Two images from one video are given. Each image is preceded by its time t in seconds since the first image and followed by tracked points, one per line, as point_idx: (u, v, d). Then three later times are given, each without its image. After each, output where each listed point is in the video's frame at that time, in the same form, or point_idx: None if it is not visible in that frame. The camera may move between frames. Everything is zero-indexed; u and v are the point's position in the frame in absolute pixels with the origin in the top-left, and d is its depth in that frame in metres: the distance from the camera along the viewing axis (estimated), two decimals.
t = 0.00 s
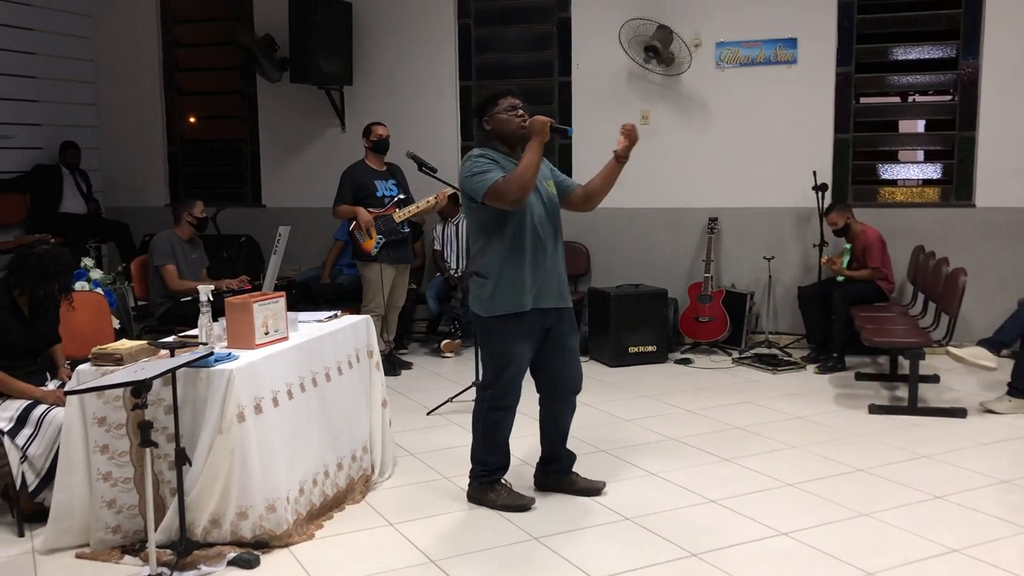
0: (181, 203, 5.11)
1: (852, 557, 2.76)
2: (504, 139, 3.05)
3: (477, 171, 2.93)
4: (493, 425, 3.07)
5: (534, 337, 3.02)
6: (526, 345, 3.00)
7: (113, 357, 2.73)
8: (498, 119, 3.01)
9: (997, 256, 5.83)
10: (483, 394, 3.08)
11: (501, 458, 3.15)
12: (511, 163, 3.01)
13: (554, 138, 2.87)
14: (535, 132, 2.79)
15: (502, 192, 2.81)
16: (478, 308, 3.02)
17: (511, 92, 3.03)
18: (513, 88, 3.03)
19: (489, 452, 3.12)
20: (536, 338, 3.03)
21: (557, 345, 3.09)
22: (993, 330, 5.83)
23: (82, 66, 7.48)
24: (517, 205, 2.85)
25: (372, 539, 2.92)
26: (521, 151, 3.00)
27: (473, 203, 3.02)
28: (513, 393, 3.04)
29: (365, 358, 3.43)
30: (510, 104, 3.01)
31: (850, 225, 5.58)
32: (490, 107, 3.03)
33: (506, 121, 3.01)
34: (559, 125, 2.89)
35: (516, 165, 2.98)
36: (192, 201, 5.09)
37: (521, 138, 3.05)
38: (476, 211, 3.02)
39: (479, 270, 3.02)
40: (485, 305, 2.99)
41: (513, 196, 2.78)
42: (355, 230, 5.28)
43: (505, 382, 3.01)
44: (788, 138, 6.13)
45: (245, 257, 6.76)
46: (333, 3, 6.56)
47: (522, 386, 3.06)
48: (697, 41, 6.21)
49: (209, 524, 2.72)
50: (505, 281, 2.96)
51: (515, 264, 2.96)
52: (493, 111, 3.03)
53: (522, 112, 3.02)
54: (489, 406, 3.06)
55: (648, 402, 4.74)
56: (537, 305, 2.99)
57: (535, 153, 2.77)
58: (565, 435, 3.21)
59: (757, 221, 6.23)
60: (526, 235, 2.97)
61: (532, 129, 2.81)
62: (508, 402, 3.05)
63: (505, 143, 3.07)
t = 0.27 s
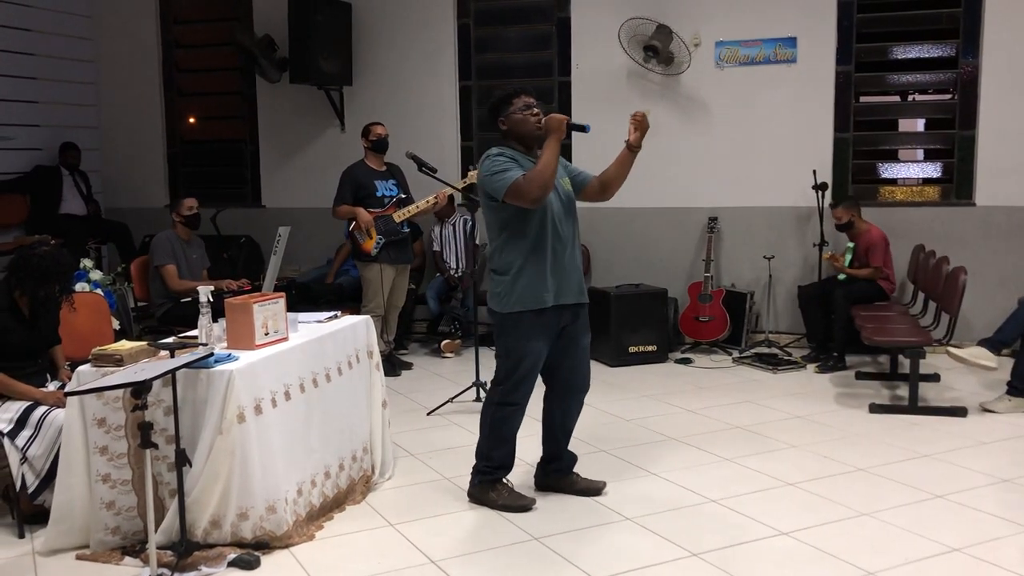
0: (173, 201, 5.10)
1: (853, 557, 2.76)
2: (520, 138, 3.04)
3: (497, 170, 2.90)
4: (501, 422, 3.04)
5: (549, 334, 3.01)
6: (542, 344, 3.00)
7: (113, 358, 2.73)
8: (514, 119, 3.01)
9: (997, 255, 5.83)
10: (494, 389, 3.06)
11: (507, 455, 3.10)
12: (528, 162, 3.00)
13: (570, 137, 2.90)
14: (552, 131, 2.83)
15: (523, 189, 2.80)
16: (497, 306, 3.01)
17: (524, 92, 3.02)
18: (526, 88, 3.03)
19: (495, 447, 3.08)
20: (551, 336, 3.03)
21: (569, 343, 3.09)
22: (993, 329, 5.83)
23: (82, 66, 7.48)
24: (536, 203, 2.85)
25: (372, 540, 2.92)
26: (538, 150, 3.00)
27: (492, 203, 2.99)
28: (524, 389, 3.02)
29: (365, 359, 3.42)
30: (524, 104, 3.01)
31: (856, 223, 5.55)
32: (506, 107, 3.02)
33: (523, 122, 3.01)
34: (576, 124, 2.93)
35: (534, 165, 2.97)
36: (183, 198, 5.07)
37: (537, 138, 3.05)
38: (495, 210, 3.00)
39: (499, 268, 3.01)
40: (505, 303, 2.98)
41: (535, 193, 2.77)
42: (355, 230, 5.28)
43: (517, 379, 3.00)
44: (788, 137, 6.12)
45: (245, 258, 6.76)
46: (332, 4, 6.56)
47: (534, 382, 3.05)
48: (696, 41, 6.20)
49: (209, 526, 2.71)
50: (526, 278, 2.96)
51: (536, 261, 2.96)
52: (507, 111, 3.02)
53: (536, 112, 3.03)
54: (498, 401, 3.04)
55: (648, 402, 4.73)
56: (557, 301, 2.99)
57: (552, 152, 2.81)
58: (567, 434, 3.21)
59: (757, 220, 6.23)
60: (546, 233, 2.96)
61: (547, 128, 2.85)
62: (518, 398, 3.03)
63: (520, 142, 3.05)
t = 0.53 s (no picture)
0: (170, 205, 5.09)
1: (851, 555, 2.76)
2: (533, 134, 3.03)
3: (509, 163, 2.89)
4: (506, 416, 3.04)
5: (557, 329, 3.00)
6: (549, 339, 2.99)
7: (109, 359, 2.73)
8: (525, 116, 2.99)
9: (994, 252, 5.83)
10: (500, 383, 3.07)
11: (509, 449, 3.10)
12: (540, 156, 2.98)
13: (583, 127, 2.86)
14: (562, 123, 2.80)
15: (535, 179, 2.76)
16: (506, 299, 3.01)
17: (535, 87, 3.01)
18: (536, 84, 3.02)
19: (498, 442, 3.08)
20: (558, 332, 3.01)
21: (576, 339, 3.08)
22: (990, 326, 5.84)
23: (78, 67, 7.47)
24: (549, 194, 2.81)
25: (368, 539, 2.92)
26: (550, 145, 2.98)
27: (505, 197, 2.97)
28: (530, 384, 3.02)
29: (362, 359, 3.42)
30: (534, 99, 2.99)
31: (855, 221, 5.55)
32: (516, 105, 3.01)
33: (534, 118, 2.99)
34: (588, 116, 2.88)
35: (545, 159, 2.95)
36: (179, 201, 5.06)
37: (549, 133, 3.02)
38: (507, 204, 2.98)
39: (509, 262, 3.00)
40: (514, 297, 2.98)
41: (546, 182, 2.74)
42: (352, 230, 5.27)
43: (522, 374, 3.00)
44: (784, 135, 6.12)
45: (242, 258, 6.75)
46: (328, 3, 6.55)
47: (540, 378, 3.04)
48: (692, 39, 6.19)
49: (206, 526, 2.71)
50: (535, 273, 2.95)
51: (546, 257, 2.95)
52: (519, 107, 3.01)
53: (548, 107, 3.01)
54: (504, 395, 3.04)
55: (646, 401, 4.73)
56: (563, 297, 2.98)
57: (564, 143, 2.78)
58: (564, 433, 3.21)
59: (754, 218, 6.24)
60: (557, 228, 2.93)
61: (558, 120, 2.81)
62: (523, 393, 3.03)
63: (533, 138, 3.04)
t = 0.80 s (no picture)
0: (165, 204, 5.07)
1: (847, 552, 2.76)
2: (534, 130, 3.02)
3: (509, 159, 2.89)
4: (515, 413, 3.03)
5: (559, 323, 3.00)
6: (553, 334, 2.99)
7: (104, 358, 2.72)
8: (526, 112, 2.99)
9: (990, 250, 5.84)
10: (506, 381, 3.05)
11: (515, 447, 3.10)
12: (540, 153, 2.98)
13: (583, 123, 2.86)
14: (563, 119, 2.80)
15: (534, 174, 2.76)
16: (507, 294, 3.00)
17: (536, 83, 3.01)
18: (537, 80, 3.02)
19: (503, 439, 3.08)
20: (560, 327, 3.01)
21: (577, 333, 3.08)
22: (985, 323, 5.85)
23: (73, 65, 7.45)
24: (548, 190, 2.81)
25: (365, 538, 2.92)
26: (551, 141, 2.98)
27: (505, 192, 2.97)
28: (538, 380, 3.00)
29: (358, 357, 3.41)
30: (535, 95, 2.99)
31: (849, 219, 5.55)
32: (517, 101, 3.00)
33: (535, 114, 2.98)
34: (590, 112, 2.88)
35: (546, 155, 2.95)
36: (175, 200, 5.05)
37: (551, 130, 3.02)
38: (507, 199, 2.98)
39: (510, 257, 2.99)
40: (514, 292, 2.98)
41: (546, 177, 2.74)
42: (348, 228, 5.26)
43: (530, 371, 2.98)
44: (779, 132, 6.13)
45: (237, 257, 6.74)
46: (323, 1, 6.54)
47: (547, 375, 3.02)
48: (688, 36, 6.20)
49: (202, 525, 2.70)
50: (536, 269, 2.95)
51: (545, 252, 2.94)
52: (520, 102, 3.01)
53: (548, 103, 3.00)
54: (511, 393, 3.02)
55: (643, 399, 4.73)
56: (562, 292, 2.97)
57: (564, 138, 2.78)
58: (561, 431, 3.21)
59: (750, 216, 6.24)
60: (557, 224, 2.92)
61: (559, 116, 2.81)
62: (530, 390, 3.01)
63: (534, 134, 3.03)
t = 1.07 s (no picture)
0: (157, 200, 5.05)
1: (841, 549, 2.77)
2: (530, 129, 3.02)
3: (506, 160, 2.89)
4: (519, 413, 3.01)
5: (558, 322, 3.00)
6: (552, 332, 2.98)
7: (99, 357, 2.72)
8: (521, 110, 2.98)
9: (984, 247, 5.85)
10: (506, 382, 3.04)
11: (526, 450, 3.06)
12: (536, 152, 2.97)
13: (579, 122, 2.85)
14: (558, 118, 2.79)
15: (531, 175, 2.76)
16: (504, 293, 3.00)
17: (530, 81, 3.00)
18: (532, 78, 3.00)
19: (514, 442, 3.03)
20: (560, 325, 3.01)
21: (575, 331, 3.08)
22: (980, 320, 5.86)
23: (67, 63, 7.43)
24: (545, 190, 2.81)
25: (360, 536, 2.92)
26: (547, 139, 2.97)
27: (502, 192, 2.97)
28: (540, 379, 2.99)
29: (354, 355, 3.41)
30: (530, 93, 2.98)
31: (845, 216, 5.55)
32: (512, 99, 2.99)
33: (530, 112, 2.97)
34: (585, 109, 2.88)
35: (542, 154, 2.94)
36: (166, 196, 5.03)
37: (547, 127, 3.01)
38: (504, 199, 2.97)
39: (507, 257, 2.99)
40: (511, 291, 2.97)
41: (542, 178, 2.74)
42: (343, 226, 5.23)
43: (532, 370, 2.97)
44: (775, 130, 6.13)
45: (233, 255, 6.74)
46: None
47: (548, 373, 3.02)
48: (683, 34, 6.20)
49: (198, 524, 2.70)
50: (533, 268, 2.95)
51: (542, 251, 2.94)
52: (515, 101, 3.00)
53: (543, 101, 2.99)
54: (514, 393, 3.01)
55: (638, 396, 4.74)
56: (560, 291, 2.97)
57: (560, 138, 2.77)
58: (557, 429, 3.21)
59: (745, 213, 6.24)
60: (555, 224, 2.92)
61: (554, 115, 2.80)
62: (532, 389, 3.00)
63: (530, 133, 3.03)
